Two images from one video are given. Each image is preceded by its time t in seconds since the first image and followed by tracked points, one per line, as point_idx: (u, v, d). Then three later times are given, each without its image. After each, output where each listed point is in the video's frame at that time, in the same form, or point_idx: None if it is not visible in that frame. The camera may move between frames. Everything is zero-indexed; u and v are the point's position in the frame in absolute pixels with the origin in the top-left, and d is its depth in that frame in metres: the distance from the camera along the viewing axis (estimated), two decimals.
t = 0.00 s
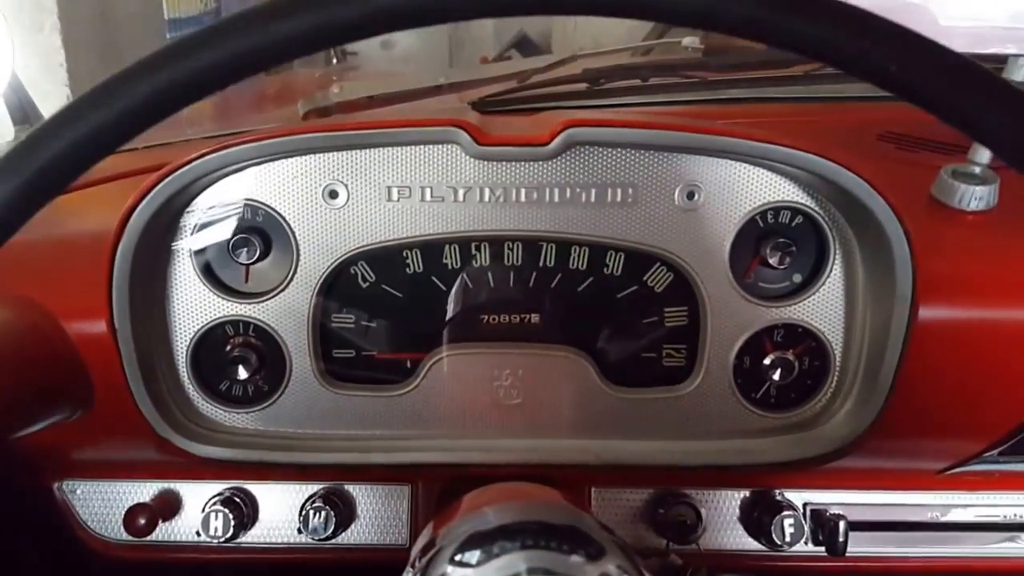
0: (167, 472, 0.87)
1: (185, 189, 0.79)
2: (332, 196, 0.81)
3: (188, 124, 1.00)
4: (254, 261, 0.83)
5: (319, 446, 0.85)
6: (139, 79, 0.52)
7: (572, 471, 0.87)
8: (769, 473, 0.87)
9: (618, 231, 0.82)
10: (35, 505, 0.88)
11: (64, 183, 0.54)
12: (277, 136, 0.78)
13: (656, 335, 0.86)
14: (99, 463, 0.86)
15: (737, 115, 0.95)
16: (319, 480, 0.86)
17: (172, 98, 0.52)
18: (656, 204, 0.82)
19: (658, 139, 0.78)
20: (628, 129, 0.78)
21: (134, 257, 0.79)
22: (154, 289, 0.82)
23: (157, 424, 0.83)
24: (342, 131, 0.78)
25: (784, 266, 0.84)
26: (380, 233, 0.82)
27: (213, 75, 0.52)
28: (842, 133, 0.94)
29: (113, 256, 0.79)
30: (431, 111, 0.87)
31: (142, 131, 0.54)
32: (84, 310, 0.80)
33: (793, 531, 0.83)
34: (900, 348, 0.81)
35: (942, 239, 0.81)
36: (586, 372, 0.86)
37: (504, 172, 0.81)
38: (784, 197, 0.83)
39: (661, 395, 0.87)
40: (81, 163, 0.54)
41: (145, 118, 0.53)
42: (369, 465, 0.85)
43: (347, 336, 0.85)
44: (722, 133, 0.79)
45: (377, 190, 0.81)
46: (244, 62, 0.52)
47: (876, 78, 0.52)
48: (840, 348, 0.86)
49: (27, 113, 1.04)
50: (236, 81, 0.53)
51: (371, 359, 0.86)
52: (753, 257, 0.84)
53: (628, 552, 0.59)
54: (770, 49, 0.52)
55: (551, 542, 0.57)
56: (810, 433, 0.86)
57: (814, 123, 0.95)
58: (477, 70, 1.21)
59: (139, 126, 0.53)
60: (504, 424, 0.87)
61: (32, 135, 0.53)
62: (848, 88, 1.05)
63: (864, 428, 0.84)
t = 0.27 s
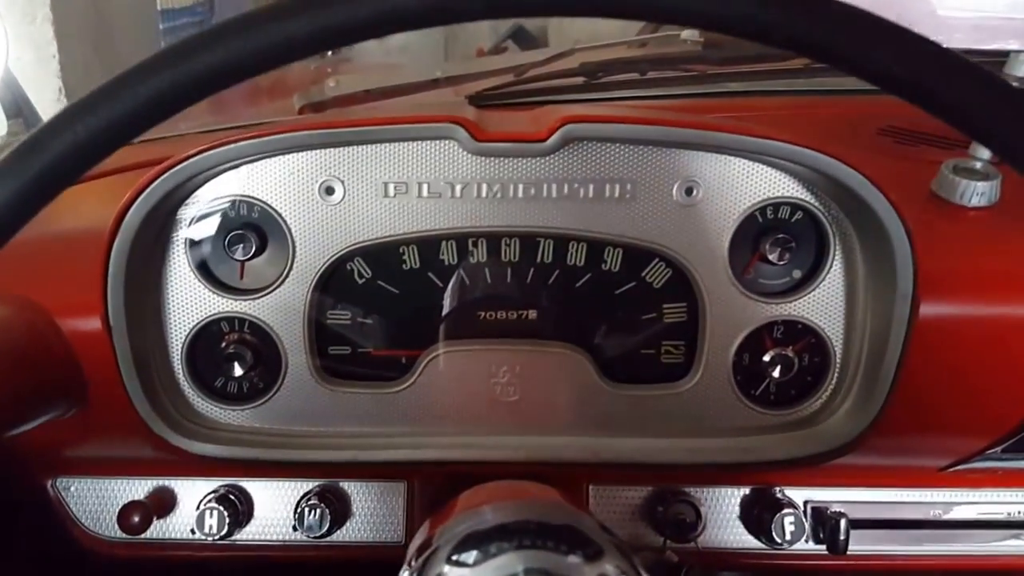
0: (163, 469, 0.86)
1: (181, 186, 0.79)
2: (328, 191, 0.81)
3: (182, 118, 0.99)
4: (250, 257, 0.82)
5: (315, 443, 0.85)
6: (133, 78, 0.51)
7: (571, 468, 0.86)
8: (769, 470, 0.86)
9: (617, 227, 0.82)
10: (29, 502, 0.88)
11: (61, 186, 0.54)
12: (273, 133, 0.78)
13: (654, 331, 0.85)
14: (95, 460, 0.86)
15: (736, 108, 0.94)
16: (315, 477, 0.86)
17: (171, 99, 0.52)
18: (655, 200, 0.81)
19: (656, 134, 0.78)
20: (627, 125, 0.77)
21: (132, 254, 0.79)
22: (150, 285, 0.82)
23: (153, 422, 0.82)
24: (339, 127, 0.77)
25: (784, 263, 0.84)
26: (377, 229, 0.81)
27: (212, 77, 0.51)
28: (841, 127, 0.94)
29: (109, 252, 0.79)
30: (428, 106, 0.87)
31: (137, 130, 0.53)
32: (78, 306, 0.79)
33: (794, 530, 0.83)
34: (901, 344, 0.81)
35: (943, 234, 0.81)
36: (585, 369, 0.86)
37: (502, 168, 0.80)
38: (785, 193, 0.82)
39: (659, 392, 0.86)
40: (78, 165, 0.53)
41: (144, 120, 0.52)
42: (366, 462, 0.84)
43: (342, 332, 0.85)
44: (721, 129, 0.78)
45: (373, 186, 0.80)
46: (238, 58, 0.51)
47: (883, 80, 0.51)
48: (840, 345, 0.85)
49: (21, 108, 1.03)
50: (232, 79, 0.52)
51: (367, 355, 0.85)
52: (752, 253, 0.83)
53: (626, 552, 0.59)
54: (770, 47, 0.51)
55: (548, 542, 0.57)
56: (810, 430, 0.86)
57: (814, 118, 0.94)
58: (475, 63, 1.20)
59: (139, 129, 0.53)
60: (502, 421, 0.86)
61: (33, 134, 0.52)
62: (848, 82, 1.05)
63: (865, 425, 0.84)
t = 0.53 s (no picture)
0: (162, 464, 0.86)
1: (171, 179, 0.78)
2: (324, 184, 0.80)
3: (181, 114, 0.99)
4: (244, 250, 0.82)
5: (313, 438, 0.84)
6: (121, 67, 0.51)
7: (570, 462, 0.85)
8: (771, 466, 0.85)
9: (615, 220, 0.81)
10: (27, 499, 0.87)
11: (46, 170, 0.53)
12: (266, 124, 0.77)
13: (653, 325, 0.85)
14: (93, 455, 0.85)
15: (736, 102, 0.93)
16: (315, 472, 0.85)
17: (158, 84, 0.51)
18: (654, 192, 0.81)
19: (655, 126, 0.77)
20: (623, 116, 0.76)
21: (122, 247, 0.78)
22: (144, 279, 0.82)
23: (147, 416, 0.82)
24: (333, 118, 0.77)
25: (785, 256, 0.83)
26: (374, 222, 0.81)
27: (202, 66, 0.51)
28: (842, 120, 0.93)
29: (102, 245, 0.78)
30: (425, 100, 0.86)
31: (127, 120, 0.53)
32: (71, 300, 0.79)
33: (796, 526, 0.82)
34: (904, 338, 0.80)
35: (946, 227, 0.80)
36: (583, 364, 0.85)
37: (498, 160, 0.79)
38: (785, 185, 0.82)
39: (658, 387, 0.86)
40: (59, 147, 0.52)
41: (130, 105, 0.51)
42: (363, 457, 0.84)
43: (338, 326, 0.84)
44: (718, 119, 0.77)
45: (369, 179, 0.80)
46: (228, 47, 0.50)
47: (880, 65, 0.51)
48: (841, 340, 0.85)
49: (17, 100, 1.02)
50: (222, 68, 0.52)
51: (364, 350, 0.85)
52: (753, 246, 0.83)
53: (624, 546, 0.58)
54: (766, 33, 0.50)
55: (544, 536, 0.56)
56: (812, 425, 0.85)
57: (815, 111, 0.93)
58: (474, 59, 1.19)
59: (129, 115, 0.52)
60: (501, 416, 0.86)
61: (17, 113, 0.50)
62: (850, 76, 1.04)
63: (869, 419, 0.83)
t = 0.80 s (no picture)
0: (163, 457, 0.85)
1: (162, 170, 0.78)
2: (319, 175, 0.80)
3: (180, 108, 0.99)
4: (240, 242, 0.82)
5: (310, 431, 0.84)
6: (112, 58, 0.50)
7: (571, 456, 0.84)
8: (773, 458, 0.85)
9: (614, 211, 0.80)
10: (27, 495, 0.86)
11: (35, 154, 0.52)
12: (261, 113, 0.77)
13: (652, 317, 0.84)
14: (93, 448, 0.85)
15: (736, 93, 0.93)
16: (314, 466, 0.85)
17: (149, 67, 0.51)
18: (655, 183, 0.80)
19: (653, 116, 0.77)
20: (620, 105, 0.76)
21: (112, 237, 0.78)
22: (137, 271, 0.81)
23: (142, 408, 0.81)
24: (328, 108, 0.77)
25: (785, 247, 0.82)
26: (370, 214, 0.80)
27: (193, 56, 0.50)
28: (842, 112, 0.92)
29: (92, 237, 0.78)
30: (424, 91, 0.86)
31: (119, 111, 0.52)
32: (64, 291, 0.79)
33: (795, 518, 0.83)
34: (907, 329, 0.79)
35: (948, 218, 0.79)
36: (582, 357, 0.85)
37: (495, 152, 0.79)
38: (787, 176, 0.81)
39: (660, 380, 0.85)
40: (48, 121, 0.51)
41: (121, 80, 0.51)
42: (362, 450, 0.83)
43: (336, 319, 0.84)
44: (717, 109, 0.78)
45: (365, 170, 0.79)
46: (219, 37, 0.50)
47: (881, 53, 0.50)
48: (842, 332, 0.84)
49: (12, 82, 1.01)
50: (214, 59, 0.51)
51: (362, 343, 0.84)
52: (754, 238, 0.82)
53: (622, 541, 0.58)
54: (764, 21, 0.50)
55: (542, 532, 0.56)
56: (813, 418, 0.84)
57: (816, 102, 0.93)
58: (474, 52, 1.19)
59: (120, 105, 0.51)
60: (502, 409, 0.85)
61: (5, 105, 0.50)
62: (851, 68, 1.03)
63: (875, 409, 0.82)
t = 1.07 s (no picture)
0: (159, 450, 0.84)
1: (151, 161, 0.77)
2: (315, 166, 0.79)
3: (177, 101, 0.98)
4: (236, 233, 0.81)
5: (308, 424, 0.83)
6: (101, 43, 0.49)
7: (570, 448, 0.83)
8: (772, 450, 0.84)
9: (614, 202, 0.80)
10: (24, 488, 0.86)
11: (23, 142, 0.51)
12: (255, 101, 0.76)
13: (652, 309, 0.83)
14: (89, 442, 0.84)
15: (737, 82, 0.92)
16: (311, 459, 0.84)
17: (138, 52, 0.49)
18: (654, 173, 0.79)
19: (654, 104, 0.76)
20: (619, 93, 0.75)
21: (104, 230, 0.77)
22: (131, 263, 0.80)
23: (136, 402, 0.81)
24: (323, 95, 0.75)
25: (788, 238, 0.81)
26: (367, 205, 0.79)
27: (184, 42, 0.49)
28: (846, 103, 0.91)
29: (83, 230, 0.77)
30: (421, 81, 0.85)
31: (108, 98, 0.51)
32: (58, 284, 0.78)
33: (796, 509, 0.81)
34: (909, 321, 0.78)
35: (950, 208, 0.78)
36: (584, 350, 0.84)
37: (494, 143, 0.78)
38: (788, 165, 0.80)
39: (659, 372, 0.84)
40: (34, 103, 0.50)
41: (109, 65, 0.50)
42: (359, 444, 0.82)
43: (333, 311, 0.83)
44: (719, 96, 0.76)
45: (362, 161, 0.78)
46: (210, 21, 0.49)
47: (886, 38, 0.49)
48: (844, 324, 0.83)
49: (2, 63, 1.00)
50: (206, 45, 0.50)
51: (360, 336, 0.84)
52: (755, 229, 0.81)
53: (622, 536, 0.57)
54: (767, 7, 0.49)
55: (541, 527, 0.55)
56: (815, 411, 0.83)
57: (818, 91, 0.92)
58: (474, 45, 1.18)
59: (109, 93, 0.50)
60: (500, 402, 0.84)
61: None
62: (855, 59, 1.02)
63: (875, 401, 0.81)
